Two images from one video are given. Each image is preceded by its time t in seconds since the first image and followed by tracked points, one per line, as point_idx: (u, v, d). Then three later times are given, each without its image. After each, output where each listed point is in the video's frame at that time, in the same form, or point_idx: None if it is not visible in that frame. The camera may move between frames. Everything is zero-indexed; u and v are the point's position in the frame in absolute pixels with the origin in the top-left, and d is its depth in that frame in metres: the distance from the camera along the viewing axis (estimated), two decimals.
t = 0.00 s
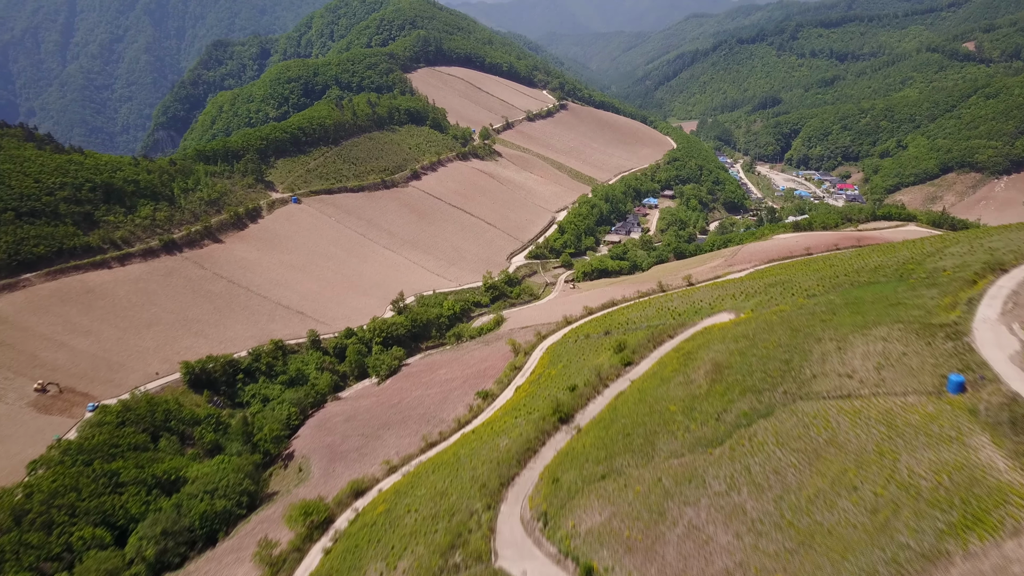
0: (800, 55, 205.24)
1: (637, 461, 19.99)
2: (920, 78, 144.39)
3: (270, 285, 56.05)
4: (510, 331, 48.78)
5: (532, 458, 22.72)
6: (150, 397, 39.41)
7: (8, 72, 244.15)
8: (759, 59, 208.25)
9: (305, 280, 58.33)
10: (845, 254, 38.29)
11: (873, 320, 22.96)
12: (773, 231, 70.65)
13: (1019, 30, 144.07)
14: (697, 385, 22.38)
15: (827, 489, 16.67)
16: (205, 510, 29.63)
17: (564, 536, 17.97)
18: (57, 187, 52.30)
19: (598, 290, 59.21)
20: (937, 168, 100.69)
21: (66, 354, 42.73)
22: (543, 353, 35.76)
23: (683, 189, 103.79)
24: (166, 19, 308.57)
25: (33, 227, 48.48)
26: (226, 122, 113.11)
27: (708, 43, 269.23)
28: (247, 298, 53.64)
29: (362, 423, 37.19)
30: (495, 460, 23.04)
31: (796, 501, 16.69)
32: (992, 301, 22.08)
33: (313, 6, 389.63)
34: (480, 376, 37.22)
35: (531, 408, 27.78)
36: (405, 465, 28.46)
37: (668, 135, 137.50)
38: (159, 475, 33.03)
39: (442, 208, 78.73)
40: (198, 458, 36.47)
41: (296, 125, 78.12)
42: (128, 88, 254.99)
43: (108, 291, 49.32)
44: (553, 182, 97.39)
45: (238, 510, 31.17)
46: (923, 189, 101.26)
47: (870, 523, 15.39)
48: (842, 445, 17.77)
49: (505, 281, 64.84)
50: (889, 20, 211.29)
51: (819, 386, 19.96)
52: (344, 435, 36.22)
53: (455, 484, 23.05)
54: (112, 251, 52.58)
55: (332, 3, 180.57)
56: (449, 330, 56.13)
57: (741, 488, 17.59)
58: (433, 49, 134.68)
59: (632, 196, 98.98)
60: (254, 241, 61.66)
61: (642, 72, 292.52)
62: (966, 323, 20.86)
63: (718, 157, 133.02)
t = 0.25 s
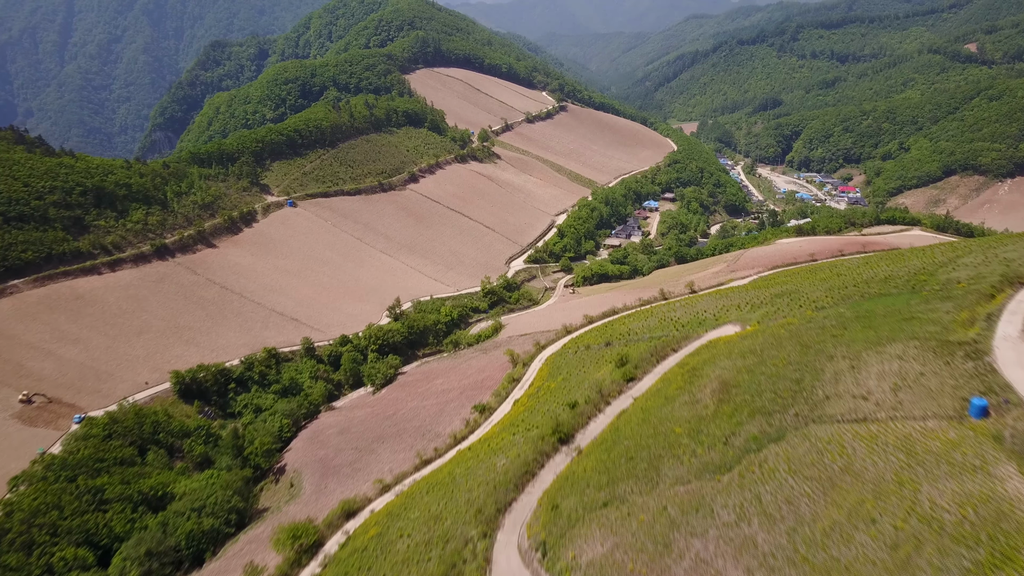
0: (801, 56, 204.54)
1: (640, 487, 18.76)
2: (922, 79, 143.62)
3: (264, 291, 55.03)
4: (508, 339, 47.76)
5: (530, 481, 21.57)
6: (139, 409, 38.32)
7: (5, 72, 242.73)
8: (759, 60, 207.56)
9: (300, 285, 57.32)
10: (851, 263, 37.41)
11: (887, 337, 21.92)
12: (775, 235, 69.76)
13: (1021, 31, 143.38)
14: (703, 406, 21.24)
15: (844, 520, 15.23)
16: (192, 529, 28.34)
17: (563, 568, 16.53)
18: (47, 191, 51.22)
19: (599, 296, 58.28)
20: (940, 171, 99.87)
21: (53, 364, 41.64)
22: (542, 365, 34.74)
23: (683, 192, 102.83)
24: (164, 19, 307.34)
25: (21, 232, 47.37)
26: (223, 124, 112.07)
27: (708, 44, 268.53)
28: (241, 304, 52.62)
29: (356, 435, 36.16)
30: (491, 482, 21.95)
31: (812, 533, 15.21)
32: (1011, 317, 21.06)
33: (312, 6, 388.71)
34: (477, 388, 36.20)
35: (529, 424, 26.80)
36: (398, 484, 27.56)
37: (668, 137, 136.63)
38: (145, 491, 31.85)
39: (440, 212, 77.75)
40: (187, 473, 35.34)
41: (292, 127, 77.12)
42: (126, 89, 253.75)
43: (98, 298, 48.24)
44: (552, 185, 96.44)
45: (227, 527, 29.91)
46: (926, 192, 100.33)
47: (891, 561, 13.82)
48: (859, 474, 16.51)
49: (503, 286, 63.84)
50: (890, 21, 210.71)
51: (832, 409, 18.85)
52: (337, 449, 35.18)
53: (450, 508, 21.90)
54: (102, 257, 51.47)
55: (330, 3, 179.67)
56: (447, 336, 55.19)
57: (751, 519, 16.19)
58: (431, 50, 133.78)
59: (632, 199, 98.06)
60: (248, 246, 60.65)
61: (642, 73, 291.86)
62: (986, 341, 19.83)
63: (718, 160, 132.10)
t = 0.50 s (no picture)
0: (802, 57, 203.68)
1: (644, 516, 17.54)
2: (924, 81, 142.76)
3: (259, 297, 53.99)
4: (507, 347, 46.76)
5: (529, 506, 20.46)
6: (127, 420, 37.24)
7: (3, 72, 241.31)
8: (760, 61, 206.71)
9: (295, 291, 56.27)
10: (858, 271, 36.52)
11: (903, 355, 20.87)
12: (778, 239, 68.81)
13: None
14: (710, 427, 20.12)
15: (866, 556, 13.81)
16: (178, 548, 27.06)
17: None
18: (36, 195, 50.13)
19: (600, 302, 57.32)
20: (944, 173, 99.02)
21: (40, 373, 40.56)
22: (542, 377, 33.65)
23: (684, 194, 101.83)
24: (163, 19, 306.51)
25: (9, 238, 46.26)
26: (219, 125, 111.03)
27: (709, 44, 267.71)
28: (234, 311, 51.58)
29: (350, 449, 35.13)
30: (487, 507, 20.83)
31: (830, 570, 13.78)
32: None
33: (311, 6, 387.60)
34: (474, 400, 35.18)
35: (528, 442, 25.77)
36: (392, 504, 26.51)
37: (668, 138, 135.70)
38: (130, 508, 30.73)
39: (438, 215, 76.75)
40: (175, 488, 34.20)
41: (289, 129, 76.08)
42: (124, 89, 252.59)
43: (87, 305, 47.13)
44: (552, 187, 95.46)
45: (215, 547, 28.65)
46: (929, 195, 99.37)
47: None
48: (878, 505, 15.26)
49: (502, 291, 62.85)
50: (891, 22, 209.97)
51: (848, 434, 17.76)
52: (330, 463, 34.13)
53: (444, 534, 20.76)
54: (93, 263, 50.37)
55: (329, 3, 178.73)
56: (444, 344, 54.19)
57: (763, 553, 14.81)
58: (430, 50, 132.83)
59: (633, 202, 97.08)
60: (242, 250, 59.63)
61: (642, 73, 291.10)
62: (1009, 360, 18.78)
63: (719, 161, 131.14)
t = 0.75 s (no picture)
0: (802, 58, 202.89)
1: (649, 549, 16.30)
2: (926, 82, 141.98)
3: (252, 303, 52.94)
4: (506, 355, 45.79)
5: (527, 534, 19.32)
6: (114, 433, 36.16)
7: None
8: (760, 61, 205.93)
9: (290, 297, 55.26)
10: (866, 279, 35.59)
11: (921, 374, 19.82)
12: (780, 243, 67.94)
13: None
14: (719, 452, 18.99)
15: None
16: (164, 569, 25.59)
17: None
18: (25, 200, 49.00)
19: (600, 308, 56.35)
20: (947, 176, 98.27)
21: (26, 384, 39.45)
22: (541, 389, 32.60)
23: (685, 197, 100.91)
24: (161, 19, 305.19)
25: None
26: (216, 126, 109.93)
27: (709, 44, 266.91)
28: (227, 317, 50.55)
29: (344, 463, 34.08)
30: (484, 534, 19.72)
31: None
32: None
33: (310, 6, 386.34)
34: (472, 413, 34.17)
35: (527, 461, 24.87)
36: (385, 526, 25.44)
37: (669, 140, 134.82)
38: (114, 527, 29.48)
39: (436, 218, 75.73)
40: (162, 505, 32.99)
41: (285, 131, 75.01)
42: (122, 89, 251.22)
43: (76, 312, 46.03)
44: (551, 190, 94.51)
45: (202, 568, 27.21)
46: (932, 197, 98.54)
47: None
48: (902, 541, 13.99)
49: (501, 296, 61.90)
50: (892, 23, 209.31)
51: (867, 461, 16.62)
52: (323, 478, 33.06)
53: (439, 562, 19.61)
54: (83, 268, 49.23)
55: (327, 3, 177.60)
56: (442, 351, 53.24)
57: None
58: (428, 51, 131.78)
59: (633, 204, 96.17)
60: (237, 255, 58.60)
61: (642, 74, 290.26)
62: None
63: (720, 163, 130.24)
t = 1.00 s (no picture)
0: (803, 58, 202.09)
1: None
2: (928, 82, 141.19)
3: (247, 309, 51.93)
4: (506, 362, 44.79)
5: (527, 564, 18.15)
6: (102, 446, 35.08)
7: None
8: (761, 61, 205.05)
9: (285, 302, 54.23)
10: (874, 287, 34.70)
11: (944, 394, 18.78)
12: (783, 246, 66.97)
13: None
14: (731, 477, 17.90)
15: None
16: None
17: None
18: (14, 204, 47.92)
19: (601, 313, 55.37)
20: (950, 177, 97.38)
21: (13, 394, 38.44)
22: (542, 401, 31.60)
23: (686, 198, 99.94)
24: (159, 19, 303.64)
25: None
26: (213, 127, 108.82)
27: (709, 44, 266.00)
28: (221, 324, 49.52)
29: (339, 477, 33.07)
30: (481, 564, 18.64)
31: None
32: None
33: (309, 6, 385.11)
34: (470, 426, 33.18)
35: (528, 479, 23.95)
36: (380, 548, 24.45)
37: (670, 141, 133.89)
38: (100, 546, 28.30)
39: (434, 221, 74.75)
40: (150, 522, 31.87)
41: (281, 133, 73.97)
42: (119, 89, 249.90)
43: (66, 320, 45.00)
44: (551, 192, 93.56)
45: None
46: (935, 199, 97.69)
47: None
48: None
49: (500, 301, 60.99)
50: (893, 22, 208.38)
51: (889, 490, 15.55)
52: (317, 493, 32.03)
53: None
54: (73, 274, 48.15)
55: (325, 3, 176.42)
56: (440, 357, 52.25)
57: None
58: (427, 51, 130.71)
59: (634, 206, 95.21)
60: (231, 259, 57.53)
61: (642, 74, 289.26)
62: None
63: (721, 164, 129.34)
